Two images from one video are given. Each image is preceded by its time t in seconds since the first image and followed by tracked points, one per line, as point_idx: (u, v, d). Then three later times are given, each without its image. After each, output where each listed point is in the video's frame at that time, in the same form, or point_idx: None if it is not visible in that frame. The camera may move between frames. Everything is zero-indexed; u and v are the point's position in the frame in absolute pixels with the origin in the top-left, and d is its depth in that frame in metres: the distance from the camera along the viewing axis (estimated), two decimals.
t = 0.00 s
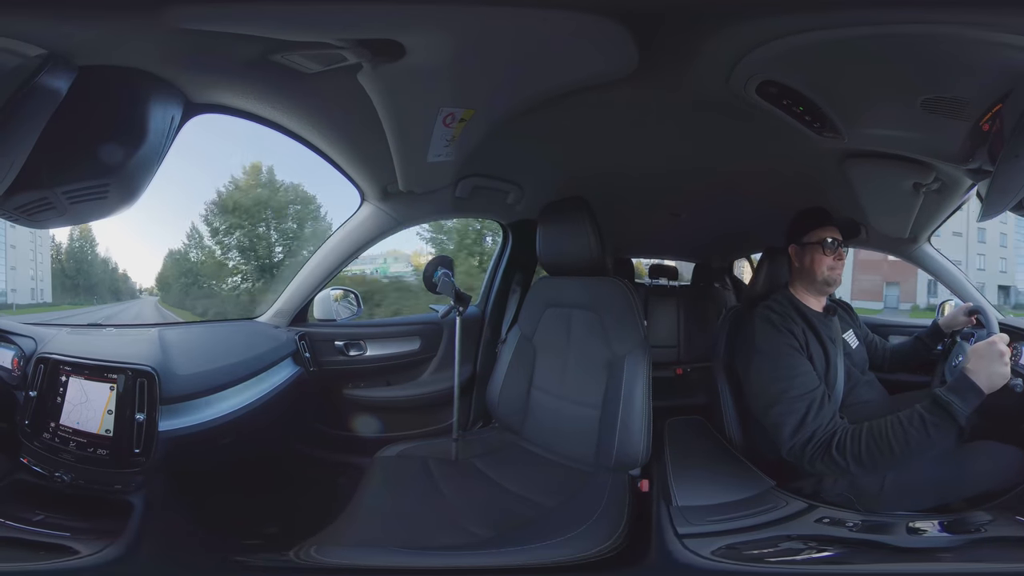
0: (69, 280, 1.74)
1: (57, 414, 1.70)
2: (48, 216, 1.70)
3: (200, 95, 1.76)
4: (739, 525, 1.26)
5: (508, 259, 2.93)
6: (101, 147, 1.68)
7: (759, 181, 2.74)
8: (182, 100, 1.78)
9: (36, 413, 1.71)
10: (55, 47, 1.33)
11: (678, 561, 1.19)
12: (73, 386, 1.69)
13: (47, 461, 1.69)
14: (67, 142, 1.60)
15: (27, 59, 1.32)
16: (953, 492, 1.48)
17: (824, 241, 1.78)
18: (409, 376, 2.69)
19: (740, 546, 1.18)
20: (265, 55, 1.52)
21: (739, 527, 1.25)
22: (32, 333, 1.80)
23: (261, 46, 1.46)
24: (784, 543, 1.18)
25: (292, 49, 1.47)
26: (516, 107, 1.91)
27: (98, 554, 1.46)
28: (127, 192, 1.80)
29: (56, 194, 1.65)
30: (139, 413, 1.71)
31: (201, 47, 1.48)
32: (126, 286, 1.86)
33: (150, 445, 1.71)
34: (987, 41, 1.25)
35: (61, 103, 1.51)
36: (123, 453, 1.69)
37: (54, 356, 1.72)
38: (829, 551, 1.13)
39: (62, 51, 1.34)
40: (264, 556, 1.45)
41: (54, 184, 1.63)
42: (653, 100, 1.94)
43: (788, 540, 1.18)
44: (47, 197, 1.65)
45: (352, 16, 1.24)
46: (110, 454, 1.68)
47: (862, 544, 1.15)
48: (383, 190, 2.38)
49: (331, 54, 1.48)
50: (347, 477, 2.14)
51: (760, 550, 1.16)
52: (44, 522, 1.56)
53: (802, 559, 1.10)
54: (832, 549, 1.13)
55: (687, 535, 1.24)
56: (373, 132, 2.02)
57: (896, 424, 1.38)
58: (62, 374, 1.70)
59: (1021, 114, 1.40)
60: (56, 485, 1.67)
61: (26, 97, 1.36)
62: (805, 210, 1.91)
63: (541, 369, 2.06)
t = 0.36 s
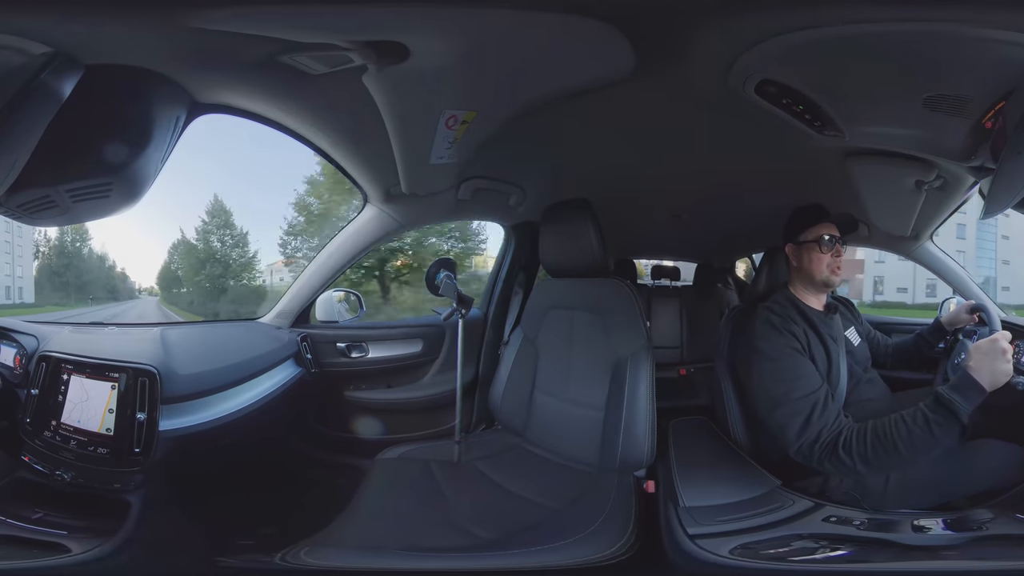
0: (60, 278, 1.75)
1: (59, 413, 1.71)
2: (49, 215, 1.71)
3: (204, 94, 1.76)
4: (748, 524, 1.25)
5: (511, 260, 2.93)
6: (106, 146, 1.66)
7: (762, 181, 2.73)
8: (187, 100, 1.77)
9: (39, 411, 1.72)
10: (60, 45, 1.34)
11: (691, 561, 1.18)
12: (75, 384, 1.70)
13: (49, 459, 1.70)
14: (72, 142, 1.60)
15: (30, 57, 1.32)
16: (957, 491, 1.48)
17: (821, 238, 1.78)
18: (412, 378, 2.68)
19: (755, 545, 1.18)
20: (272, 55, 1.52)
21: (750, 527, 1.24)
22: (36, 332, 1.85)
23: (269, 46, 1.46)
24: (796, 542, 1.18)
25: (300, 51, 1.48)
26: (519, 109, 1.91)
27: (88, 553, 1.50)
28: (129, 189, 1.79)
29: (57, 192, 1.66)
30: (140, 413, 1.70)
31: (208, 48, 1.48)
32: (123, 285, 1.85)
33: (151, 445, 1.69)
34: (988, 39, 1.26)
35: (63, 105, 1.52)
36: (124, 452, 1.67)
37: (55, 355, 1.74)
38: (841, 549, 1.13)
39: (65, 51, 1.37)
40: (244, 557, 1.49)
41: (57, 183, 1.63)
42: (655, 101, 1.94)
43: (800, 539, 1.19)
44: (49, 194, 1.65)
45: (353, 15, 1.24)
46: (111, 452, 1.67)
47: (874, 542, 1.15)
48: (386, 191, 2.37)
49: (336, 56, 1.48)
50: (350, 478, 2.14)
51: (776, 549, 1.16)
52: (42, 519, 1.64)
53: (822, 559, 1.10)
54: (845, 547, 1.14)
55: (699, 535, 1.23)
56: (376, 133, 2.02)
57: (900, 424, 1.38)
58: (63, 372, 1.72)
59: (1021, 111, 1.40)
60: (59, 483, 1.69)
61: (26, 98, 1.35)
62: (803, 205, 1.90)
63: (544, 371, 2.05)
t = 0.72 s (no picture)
0: (48, 277, 1.69)
1: (61, 413, 1.73)
2: (56, 216, 1.71)
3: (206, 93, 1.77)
4: (751, 525, 1.25)
5: (512, 260, 2.93)
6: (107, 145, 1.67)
7: (764, 181, 2.73)
8: (188, 99, 1.78)
9: (42, 411, 1.74)
10: (60, 45, 1.34)
11: (690, 561, 1.19)
12: (78, 383, 1.72)
13: (53, 460, 1.71)
14: (72, 140, 1.61)
15: (29, 57, 1.32)
16: (960, 492, 1.48)
17: (815, 238, 1.78)
18: (413, 378, 2.65)
19: (753, 545, 1.18)
20: (274, 55, 1.53)
21: (752, 528, 1.24)
22: (38, 332, 1.84)
23: (272, 45, 1.46)
24: (797, 543, 1.18)
25: (304, 50, 1.48)
26: (521, 109, 1.92)
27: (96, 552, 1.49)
28: (132, 190, 1.81)
29: (59, 191, 1.66)
30: (142, 413, 1.73)
31: (212, 48, 1.49)
32: (121, 284, 1.82)
33: (154, 445, 1.72)
34: (987, 40, 1.27)
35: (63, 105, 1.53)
36: (126, 451, 1.70)
37: (58, 355, 1.75)
38: (844, 550, 1.13)
39: (66, 51, 1.37)
40: (249, 556, 1.46)
41: (61, 182, 1.64)
42: (656, 102, 1.94)
43: (802, 540, 1.18)
44: (53, 196, 1.66)
45: (358, 15, 1.25)
46: (114, 451, 1.70)
47: (876, 543, 1.15)
48: (389, 190, 2.37)
49: (340, 55, 1.49)
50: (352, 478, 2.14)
51: (775, 551, 1.16)
52: (48, 518, 1.60)
53: (824, 560, 1.10)
54: (846, 548, 1.14)
55: (697, 535, 1.23)
56: (379, 133, 2.02)
57: (903, 426, 1.38)
58: (65, 372, 1.73)
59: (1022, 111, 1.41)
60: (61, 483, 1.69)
61: (30, 96, 1.38)
62: (798, 205, 1.91)
63: (545, 372, 2.05)
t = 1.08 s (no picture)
0: (30, 274, 1.65)
1: (63, 413, 1.73)
2: (61, 216, 1.72)
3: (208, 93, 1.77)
4: (752, 525, 1.25)
5: (515, 260, 2.91)
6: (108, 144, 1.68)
7: (766, 181, 2.73)
8: (189, 99, 1.78)
9: (44, 412, 1.75)
10: (61, 45, 1.35)
11: (690, 562, 1.19)
12: (80, 383, 1.72)
13: (55, 460, 1.72)
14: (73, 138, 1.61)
15: (31, 57, 1.33)
16: (962, 492, 1.49)
17: (819, 238, 1.79)
18: (415, 378, 2.65)
19: (753, 546, 1.18)
20: (274, 54, 1.53)
21: (753, 528, 1.24)
22: (40, 331, 1.85)
23: (273, 45, 1.46)
24: (797, 543, 1.18)
25: (305, 49, 1.48)
26: (523, 108, 1.92)
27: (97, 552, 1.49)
28: (134, 191, 1.82)
29: (62, 193, 1.67)
30: (145, 413, 1.74)
31: (213, 47, 1.49)
32: (118, 283, 1.80)
33: (156, 445, 1.74)
34: (988, 40, 1.27)
35: (65, 106, 1.53)
36: (129, 452, 1.72)
37: (60, 356, 1.75)
38: (845, 551, 1.13)
39: (67, 52, 1.38)
40: (255, 556, 1.45)
41: (62, 183, 1.65)
42: (658, 101, 1.94)
43: (802, 540, 1.18)
44: (54, 196, 1.67)
45: (359, 15, 1.25)
46: (117, 451, 1.72)
47: (876, 543, 1.14)
48: (391, 190, 2.37)
49: (341, 55, 1.49)
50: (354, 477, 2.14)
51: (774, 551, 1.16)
52: (51, 519, 1.61)
53: (824, 560, 1.10)
54: (846, 548, 1.14)
55: (697, 535, 1.23)
56: (380, 132, 2.02)
57: (906, 426, 1.39)
58: (68, 373, 1.74)
59: None
60: (63, 484, 1.70)
61: (31, 97, 1.38)
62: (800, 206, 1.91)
63: (547, 371, 2.05)
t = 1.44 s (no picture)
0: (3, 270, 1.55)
1: (65, 413, 1.73)
2: (61, 216, 1.71)
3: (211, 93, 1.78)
4: (754, 526, 1.25)
5: (515, 260, 2.91)
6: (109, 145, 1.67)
7: (767, 181, 2.73)
8: (191, 98, 1.79)
9: (45, 411, 1.75)
10: (61, 45, 1.36)
11: (692, 562, 1.19)
12: (82, 383, 1.72)
13: (56, 460, 1.72)
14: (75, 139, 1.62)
15: (31, 56, 1.34)
16: (963, 491, 1.48)
17: (799, 237, 1.78)
18: (416, 378, 2.65)
19: (755, 546, 1.18)
20: (276, 55, 1.53)
21: (755, 528, 1.24)
22: (42, 331, 1.85)
23: (275, 45, 1.47)
24: (800, 543, 1.18)
25: (307, 49, 1.48)
26: (524, 108, 1.92)
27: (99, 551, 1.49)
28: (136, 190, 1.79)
29: (62, 192, 1.66)
30: (147, 412, 1.74)
31: (215, 47, 1.49)
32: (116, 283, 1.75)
33: (158, 445, 1.74)
34: (989, 40, 1.27)
35: (67, 107, 1.53)
36: (132, 452, 1.72)
37: (61, 356, 1.75)
38: (847, 551, 1.13)
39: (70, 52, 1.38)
40: (255, 556, 1.44)
41: (63, 182, 1.64)
42: (659, 102, 1.94)
43: (804, 540, 1.18)
44: (55, 195, 1.66)
45: (360, 15, 1.25)
46: (119, 452, 1.71)
47: (878, 543, 1.15)
48: (392, 190, 2.37)
49: (343, 55, 1.49)
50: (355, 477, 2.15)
51: (777, 551, 1.16)
52: (53, 519, 1.61)
53: (826, 560, 1.10)
54: (849, 549, 1.14)
55: (699, 535, 1.23)
56: (382, 132, 2.02)
57: (910, 419, 1.38)
58: (70, 372, 1.74)
59: None
60: (64, 484, 1.70)
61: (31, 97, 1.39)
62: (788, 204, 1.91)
63: (548, 371, 2.05)
